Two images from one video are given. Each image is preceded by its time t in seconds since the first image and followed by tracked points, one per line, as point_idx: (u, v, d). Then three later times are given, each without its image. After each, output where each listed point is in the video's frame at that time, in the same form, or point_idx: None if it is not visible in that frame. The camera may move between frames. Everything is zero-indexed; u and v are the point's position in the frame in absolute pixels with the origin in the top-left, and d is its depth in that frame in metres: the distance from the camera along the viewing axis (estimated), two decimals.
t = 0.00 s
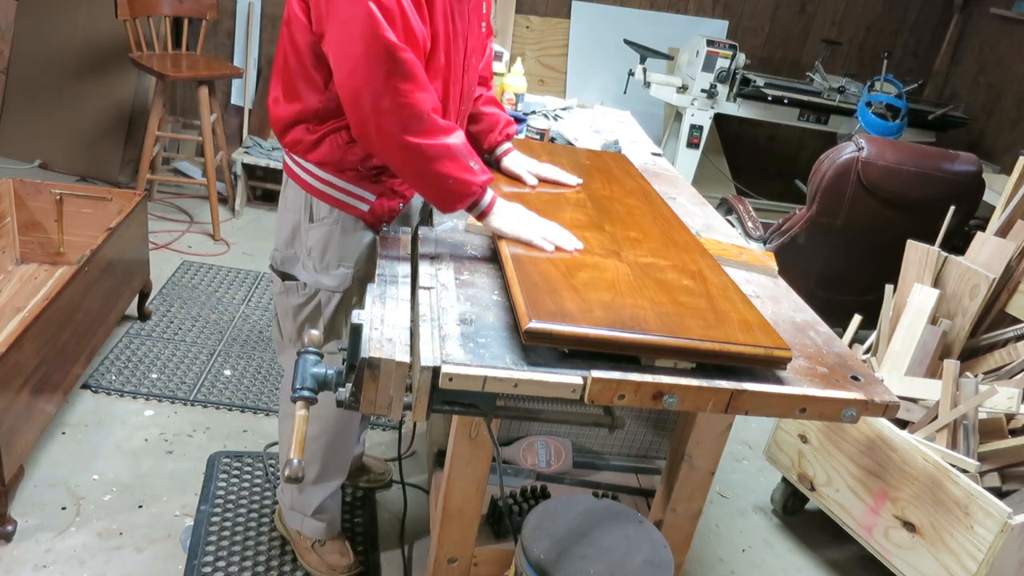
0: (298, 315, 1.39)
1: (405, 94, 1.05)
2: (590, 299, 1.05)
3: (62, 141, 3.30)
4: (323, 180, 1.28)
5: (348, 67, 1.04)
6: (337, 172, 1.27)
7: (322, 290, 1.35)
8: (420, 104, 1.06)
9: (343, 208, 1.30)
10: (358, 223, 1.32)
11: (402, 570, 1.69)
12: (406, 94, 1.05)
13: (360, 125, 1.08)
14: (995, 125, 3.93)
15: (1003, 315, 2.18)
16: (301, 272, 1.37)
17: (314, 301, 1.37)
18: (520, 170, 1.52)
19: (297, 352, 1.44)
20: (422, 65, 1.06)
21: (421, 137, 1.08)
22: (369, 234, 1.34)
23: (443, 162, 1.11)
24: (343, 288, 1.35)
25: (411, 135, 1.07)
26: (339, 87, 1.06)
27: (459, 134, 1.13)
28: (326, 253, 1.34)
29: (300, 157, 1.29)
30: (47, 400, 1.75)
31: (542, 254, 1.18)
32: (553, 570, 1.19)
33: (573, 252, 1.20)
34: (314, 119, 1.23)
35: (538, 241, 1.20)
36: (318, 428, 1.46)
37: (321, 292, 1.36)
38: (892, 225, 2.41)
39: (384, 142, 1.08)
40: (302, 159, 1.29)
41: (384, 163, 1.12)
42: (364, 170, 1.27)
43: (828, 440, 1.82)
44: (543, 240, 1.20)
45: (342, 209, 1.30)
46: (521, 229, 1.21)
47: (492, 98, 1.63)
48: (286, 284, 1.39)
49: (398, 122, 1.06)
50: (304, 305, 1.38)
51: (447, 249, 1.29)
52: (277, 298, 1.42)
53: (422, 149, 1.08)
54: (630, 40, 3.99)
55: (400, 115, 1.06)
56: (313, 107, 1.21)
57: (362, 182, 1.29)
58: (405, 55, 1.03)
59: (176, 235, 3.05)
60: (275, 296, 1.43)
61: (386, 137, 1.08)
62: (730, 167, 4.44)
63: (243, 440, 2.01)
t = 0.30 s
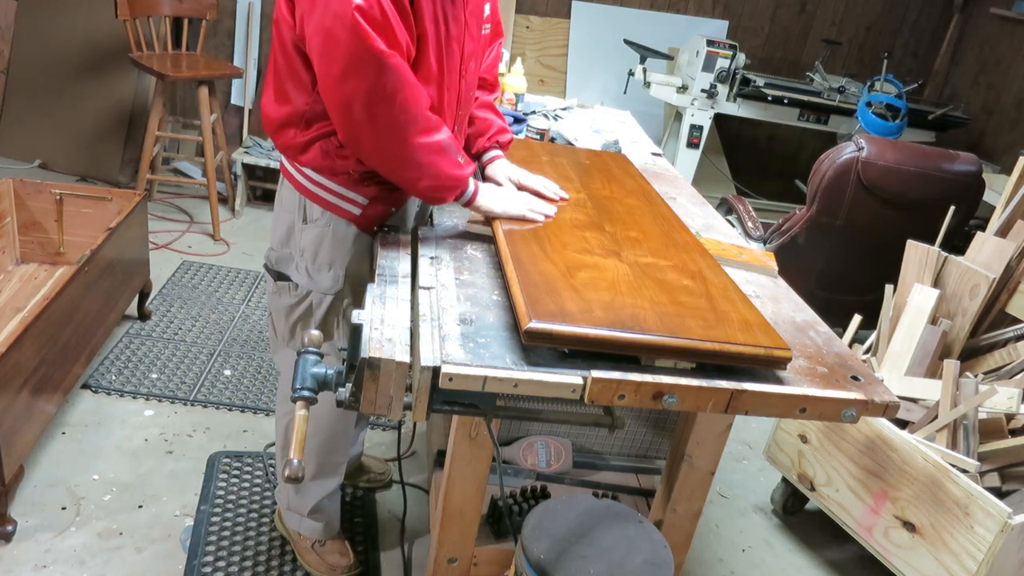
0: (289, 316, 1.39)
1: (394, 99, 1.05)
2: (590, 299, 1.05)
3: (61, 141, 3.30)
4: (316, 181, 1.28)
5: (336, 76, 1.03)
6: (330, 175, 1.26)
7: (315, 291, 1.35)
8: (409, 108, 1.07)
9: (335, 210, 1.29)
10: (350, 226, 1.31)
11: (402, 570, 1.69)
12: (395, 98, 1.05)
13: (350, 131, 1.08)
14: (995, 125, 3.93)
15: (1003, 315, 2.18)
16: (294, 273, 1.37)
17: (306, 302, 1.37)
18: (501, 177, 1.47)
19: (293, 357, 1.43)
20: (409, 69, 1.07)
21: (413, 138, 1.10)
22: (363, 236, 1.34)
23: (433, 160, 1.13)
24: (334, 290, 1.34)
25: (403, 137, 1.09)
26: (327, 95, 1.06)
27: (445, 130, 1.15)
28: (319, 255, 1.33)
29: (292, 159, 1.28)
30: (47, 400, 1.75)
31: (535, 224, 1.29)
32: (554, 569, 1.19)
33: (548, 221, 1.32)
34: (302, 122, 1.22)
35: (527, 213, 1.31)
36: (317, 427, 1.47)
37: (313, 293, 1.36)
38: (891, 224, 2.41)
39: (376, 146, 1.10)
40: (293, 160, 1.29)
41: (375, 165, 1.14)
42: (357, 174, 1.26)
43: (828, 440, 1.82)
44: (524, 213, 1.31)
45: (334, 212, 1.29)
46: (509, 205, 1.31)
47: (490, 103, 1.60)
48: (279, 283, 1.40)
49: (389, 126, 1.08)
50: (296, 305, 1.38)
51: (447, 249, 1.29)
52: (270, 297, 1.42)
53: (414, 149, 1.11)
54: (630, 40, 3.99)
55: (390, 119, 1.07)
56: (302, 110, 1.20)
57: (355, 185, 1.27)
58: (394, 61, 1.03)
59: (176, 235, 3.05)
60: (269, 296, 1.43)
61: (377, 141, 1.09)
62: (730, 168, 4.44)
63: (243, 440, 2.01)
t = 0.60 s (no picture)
0: (289, 321, 1.40)
1: (394, 110, 1.01)
2: (590, 299, 1.05)
3: (61, 140, 3.30)
4: (316, 187, 1.28)
5: (337, 83, 1.01)
6: (331, 181, 1.27)
7: (315, 296, 1.35)
8: (409, 121, 1.02)
9: (336, 216, 1.29)
10: (350, 231, 1.32)
11: (402, 570, 1.69)
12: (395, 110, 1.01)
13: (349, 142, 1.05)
14: (995, 125, 3.93)
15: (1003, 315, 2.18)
16: (294, 278, 1.37)
17: (307, 307, 1.37)
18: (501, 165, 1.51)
19: (292, 359, 1.43)
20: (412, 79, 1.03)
21: (413, 154, 1.04)
22: (364, 241, 1.34)
23: (437, 180, 1.06)
24: (335, 295, 1.34)
25: (401, 152, 1.04)
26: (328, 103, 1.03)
27: (454, 152, 1.08)
28: (319, 260, 1.34)
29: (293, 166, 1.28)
30: (47, 400, 1.75)
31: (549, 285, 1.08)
32: (553, 570, 1.19)
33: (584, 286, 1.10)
34: (304, 131, 1.21)
35: (540, 269, 1.10)
36: (317, 428, 1.46)
37: (313, 298, 1.36)
38: (892, 225, 2.41)
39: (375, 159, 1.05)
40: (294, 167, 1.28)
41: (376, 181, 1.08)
42: (358, 180, 1.26)
43: (828, 440, 1.82)
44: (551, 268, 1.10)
45: (335, 217, 1.30)
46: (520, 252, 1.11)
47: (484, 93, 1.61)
48: (280, 289, 1.40)
49: (389, 139, 1.02)
50: (297, 310, 1.39)
51: (447, 250, 1.29)
52: (269, 302, 1.43)
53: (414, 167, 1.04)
54: (630, 40, 3.99)
55: (389, 131, 1.02)
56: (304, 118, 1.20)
57: (357, 191, 1.28)
58: (395, 69, 1.00)
59: (176, 235, 3.05)
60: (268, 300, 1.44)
61: (376, 155, 1.04)
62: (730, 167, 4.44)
63: (243, 440, 2.01)
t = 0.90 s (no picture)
0: (293, 326, 1.39)
1: (406, 114, 1.02)
2: (590, 299, 1.05)
3: (61, 140, 3.30)
4: (318, 192, 1.28)
5: (346, 89, 1.01)
6: (333, 186, 1.27)
7: (319, 301, 1.35)
8: (421, 123, 1.04)
9: (339, 221, 1.29)
10: (352, 233, 1.32)
11: (403, 570, 1.69)
12: (407, 114, 1.02)
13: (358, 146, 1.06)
14: (995, 125, 3.93)
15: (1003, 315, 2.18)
16: (295, 283, 1.37)
17: (311, 313, 1.37)
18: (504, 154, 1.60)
19: (292, 360, 1.43)
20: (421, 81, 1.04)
21: (425, 156, 1.06)
22: (367, 244, 1.34)
23: (450, 180, 1.09)
24: (340, 300, 1.35)
25: (414, 155, 1.05)
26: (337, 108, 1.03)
27: (463, 149, 1.11)
28: (323, 265, 1.34)
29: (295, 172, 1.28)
30: (47, 400, 1.75)
31: (558, 273, 1.13)
32: (553, 569, 1.19)
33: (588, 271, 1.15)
34: (307, 135, 1.22)
35: (548, 254, 1.15)
36: (317, 429, 1.46)
37: (317, 304, 1.36)
38: (892, 224, 2.41)
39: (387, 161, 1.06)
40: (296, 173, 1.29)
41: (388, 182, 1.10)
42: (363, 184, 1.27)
43: (828, 439, 1.82)
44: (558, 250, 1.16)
45: (338, 222, 1.30)
46: (529, 238, 1.16)
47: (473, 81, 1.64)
48: (280, 296, 1.39)
49: (401, 142, 1.04)
50: (300, 314, 1.38)
51: (447, 250, 1.29)
52: (270, 308, 1.42)
53: (425, 168, 1.07)
54: (630, 40, 3.99)
55: (402, 134, 1.03)
56: (307, 122, 1.20)
57: (360, 195, 1.28)
58: (404, 73, 1.00)
59: (176, 235, 3.05)
60: (268, 305, 1.43)
61: (388, 158, 1.06)
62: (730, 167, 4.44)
63: (243, 440, 2.01)
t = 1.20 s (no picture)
0: (293, 327, 1.40)
1: (424, 104, 1.06)
2: (590, 299, 1.05)
3: (62, 141, 3.30)
4: (316, 194, 1.28)
5: (364, 91, 1.02)
6: (334, 187, 1.27)
7: (320, 303, 1.36)
8: (438, 112, 1.08)
9: (340, 222, 1.29)
10: (351, 234, 1.31)
11: (402, 570, 1.69)
12: (425, 104, 1.06)
13: (380, 142, 1.08)
14: (995, 125, 3.93)
15: (1003, 315, 2.18)
16: (294, 286, 1.37)
17: (311, 314, 1.38)
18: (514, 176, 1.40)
19: (292, 360, 1.43)
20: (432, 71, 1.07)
21: (441, 142, 1.11)
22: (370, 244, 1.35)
23: (461, 160, 1.15)
24: (340, 300, 1.35)
25: (432, 142, 1.10)
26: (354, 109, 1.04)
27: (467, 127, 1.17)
28: (322, 266, 1.33)
29: (293, 172, 1.27)
30: (47, 400, 1.75)
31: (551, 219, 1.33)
32: (553, 570, 1.19)
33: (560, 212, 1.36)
34: (307, 135, 1.21)
35: (540, 207, 1.34)
36: (318, 429, 1.46)
37: (318, 305, 1.36)
38: (893, 224, 2.41)
39: (407, 152, 1.10)
40: (293, 173, 1.28)
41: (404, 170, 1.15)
42: (365, 184, 1.26)
43: (828, 440, 1.82)
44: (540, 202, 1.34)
45: (338, 223, 1.29)
46: (520, 197, 1.32)
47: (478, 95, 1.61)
48: (280, 299, 1.39)
49: (420, 133, 1.08)
50: (300, 317, 1.38)
51: (446, 250, 1.29)
52: (269, 311, 1.42)
53: (443, 152, 1.12)
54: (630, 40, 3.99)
55: (421, 125, 1.08)
56: (307, 121, 1.19)
57: (359, 195, 1.28)
58: (421, 66, 1.03)
59: (176, 235, 3.05)
60: (267, 307, 1.43)
61: (407, 149, 1.10)
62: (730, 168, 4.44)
63: (243, 440, 2.01)
